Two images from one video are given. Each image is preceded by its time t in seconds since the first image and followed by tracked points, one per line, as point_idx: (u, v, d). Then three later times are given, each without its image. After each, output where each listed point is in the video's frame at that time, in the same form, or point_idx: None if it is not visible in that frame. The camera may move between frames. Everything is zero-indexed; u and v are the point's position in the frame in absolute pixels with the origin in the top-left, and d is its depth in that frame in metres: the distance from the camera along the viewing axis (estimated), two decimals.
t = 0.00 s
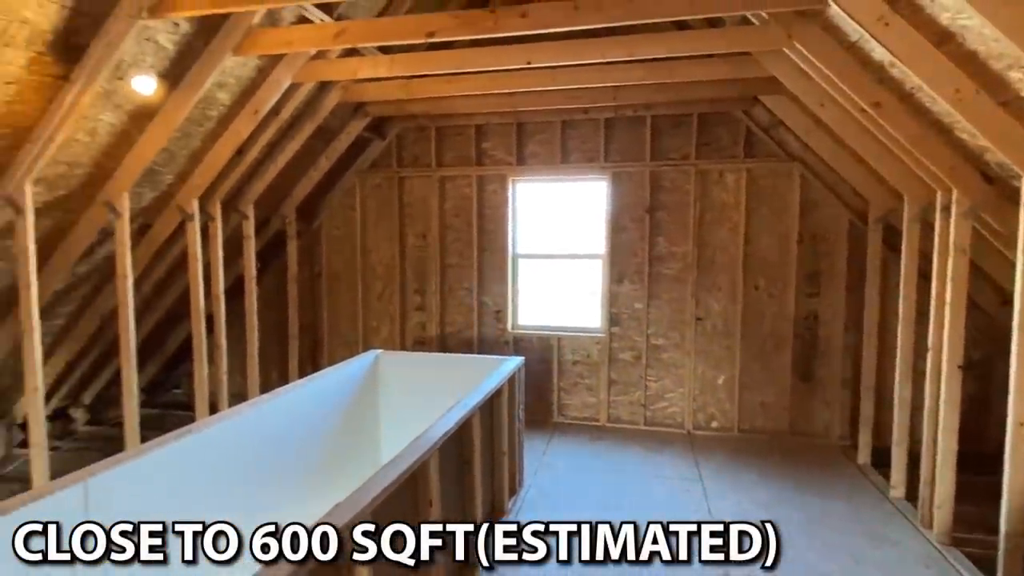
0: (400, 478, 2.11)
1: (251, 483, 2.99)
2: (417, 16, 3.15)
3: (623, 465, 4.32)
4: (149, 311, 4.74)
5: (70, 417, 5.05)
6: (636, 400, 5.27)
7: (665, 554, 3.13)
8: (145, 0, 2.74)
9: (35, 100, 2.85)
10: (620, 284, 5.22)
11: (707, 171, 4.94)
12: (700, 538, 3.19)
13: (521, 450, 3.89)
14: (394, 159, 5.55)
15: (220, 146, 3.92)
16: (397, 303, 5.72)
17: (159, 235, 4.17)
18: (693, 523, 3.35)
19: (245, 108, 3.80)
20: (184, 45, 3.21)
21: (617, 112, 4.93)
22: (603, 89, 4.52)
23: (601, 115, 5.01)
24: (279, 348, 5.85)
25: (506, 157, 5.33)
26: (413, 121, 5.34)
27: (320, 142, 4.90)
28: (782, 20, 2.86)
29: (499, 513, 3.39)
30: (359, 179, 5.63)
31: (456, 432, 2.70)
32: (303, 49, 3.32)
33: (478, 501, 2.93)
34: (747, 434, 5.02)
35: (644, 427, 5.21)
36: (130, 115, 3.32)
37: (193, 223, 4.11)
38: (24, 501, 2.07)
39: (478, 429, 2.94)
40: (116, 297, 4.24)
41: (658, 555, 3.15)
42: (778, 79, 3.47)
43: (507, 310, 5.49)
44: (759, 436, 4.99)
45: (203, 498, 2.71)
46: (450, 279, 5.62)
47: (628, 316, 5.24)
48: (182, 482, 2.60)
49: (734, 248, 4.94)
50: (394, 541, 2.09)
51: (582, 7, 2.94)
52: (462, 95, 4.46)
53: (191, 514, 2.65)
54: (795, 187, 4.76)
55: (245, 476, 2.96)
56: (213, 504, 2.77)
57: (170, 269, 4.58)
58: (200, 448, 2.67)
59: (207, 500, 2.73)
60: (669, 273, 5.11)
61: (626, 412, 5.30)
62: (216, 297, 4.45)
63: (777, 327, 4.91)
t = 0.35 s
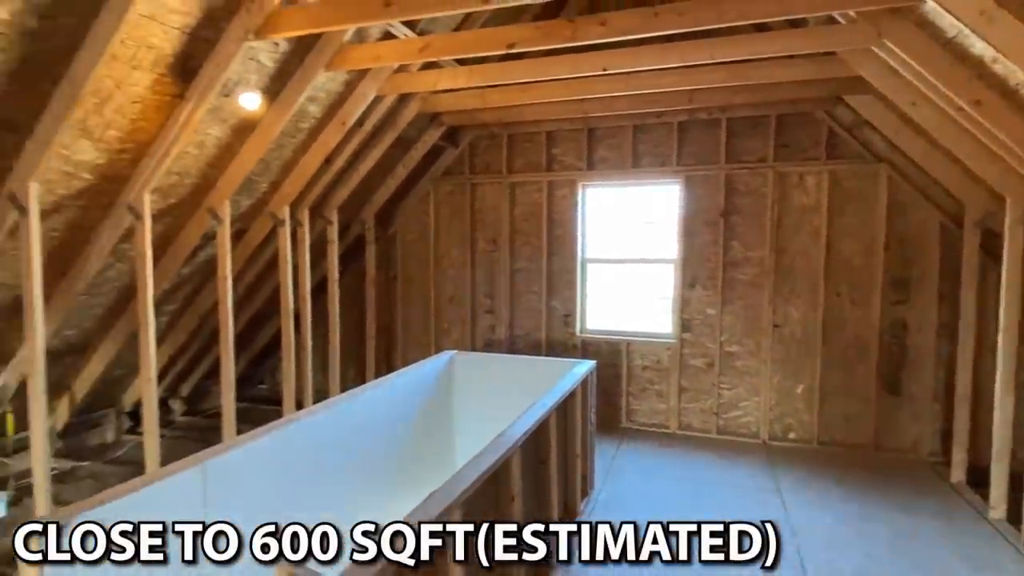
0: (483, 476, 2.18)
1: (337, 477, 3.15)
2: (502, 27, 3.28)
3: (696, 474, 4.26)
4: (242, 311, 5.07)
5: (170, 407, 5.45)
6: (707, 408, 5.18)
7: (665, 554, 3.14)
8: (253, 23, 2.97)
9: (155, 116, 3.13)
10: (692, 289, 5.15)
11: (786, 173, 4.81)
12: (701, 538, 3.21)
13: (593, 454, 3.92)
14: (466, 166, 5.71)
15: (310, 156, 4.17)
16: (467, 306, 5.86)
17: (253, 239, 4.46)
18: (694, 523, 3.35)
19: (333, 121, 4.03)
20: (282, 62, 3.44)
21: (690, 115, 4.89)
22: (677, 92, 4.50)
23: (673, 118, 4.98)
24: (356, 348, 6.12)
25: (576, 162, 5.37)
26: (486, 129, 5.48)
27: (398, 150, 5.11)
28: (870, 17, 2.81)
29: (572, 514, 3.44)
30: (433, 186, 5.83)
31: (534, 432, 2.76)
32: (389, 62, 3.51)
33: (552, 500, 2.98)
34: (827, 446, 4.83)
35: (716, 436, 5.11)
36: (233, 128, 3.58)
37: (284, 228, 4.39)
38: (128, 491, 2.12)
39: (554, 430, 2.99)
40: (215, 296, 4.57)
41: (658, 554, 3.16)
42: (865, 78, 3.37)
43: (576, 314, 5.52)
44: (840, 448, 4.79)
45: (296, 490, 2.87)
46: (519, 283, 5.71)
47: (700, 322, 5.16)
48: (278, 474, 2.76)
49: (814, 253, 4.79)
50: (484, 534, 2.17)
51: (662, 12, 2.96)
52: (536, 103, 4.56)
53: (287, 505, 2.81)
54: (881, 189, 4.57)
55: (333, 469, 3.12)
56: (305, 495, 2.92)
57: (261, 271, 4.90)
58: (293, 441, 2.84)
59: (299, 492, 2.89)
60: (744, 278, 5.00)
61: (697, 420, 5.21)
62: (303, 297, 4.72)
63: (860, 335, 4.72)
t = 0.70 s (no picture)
0: (585, 463, 2.23)
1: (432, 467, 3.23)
2: (591, 31, 3.32)
3: (788, 482, 4.12)
4: (338, 307, 5.38)
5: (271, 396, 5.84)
6: (798, 415, 4.99)
7: (665, 554, 3.13)
8: (360, 37, 3.17)
9: (271, 125, 3.41)
10: (783, 291, 4.99)
11: (888, 170, 4.57)
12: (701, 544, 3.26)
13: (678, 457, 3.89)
14: (549, 168, 5.78)
15: (404, 160, 4.39)
16: (548, 306, 5.92)
17: (351, 240, 4.74)
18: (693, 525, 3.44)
19: (426, 127, 4.22)
20: (382, 72, 3.65)
21: (783, 111, 4.74)
22: (769, 89, 4.39)
23: (764, 115, 4.85)
24: (440, 346, 6.33)
25: (661, 161, 5.33)
26: (569, 130, 5.54)
27: (484, 153, 5.27)
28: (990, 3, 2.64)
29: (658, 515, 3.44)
30: (515, 188, 5.93)
31: (626, 428, 2.79)
32: (482, 69, 3.64)
33: (642, 498, 2.99)
34: (933, 460, 4.54)
35: (808, 445, 4.92)
36: (337, 135, 3.83)
37: (379, 229, 4.63)
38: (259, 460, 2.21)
39: (644, 429, 3.00)
40: (315, 292, 4.88)
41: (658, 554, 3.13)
42: (983, 68, 3.16)
43: (659, 315, 5.46)
44: (948, 463, 4.49)
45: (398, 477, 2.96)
46: (600, 284, 5.71)
47: (792, 325, 4.98)
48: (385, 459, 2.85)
49: (919, 254, 4.52)
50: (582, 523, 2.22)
51: (760, 9, 2.91)
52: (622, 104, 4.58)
53: (390, 489, 2.89)
54: (997, 185, 4.26)
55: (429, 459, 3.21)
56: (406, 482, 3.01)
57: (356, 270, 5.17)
58: (397, 428, 2.94)
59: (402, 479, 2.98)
60: (840, 281, 4.79)
61: (787, 427, 5.03)
62: (394, 295, 4.96)
63: (972, 342, 4.41)
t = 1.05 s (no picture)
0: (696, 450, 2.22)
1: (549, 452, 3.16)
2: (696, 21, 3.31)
3: (901, 492, 3.88)
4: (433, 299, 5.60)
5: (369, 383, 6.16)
6: (911, 422, 4.68)
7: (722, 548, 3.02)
8: (466, 39, 3.33)
9: (383, 126, 3.63)
10: (897, 290, 4.69)
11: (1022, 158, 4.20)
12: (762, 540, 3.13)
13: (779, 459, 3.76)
14: (641, 163, 5.70)
15: (500, 157, 4.51)
16: (638, 302, 5.86)
17: (449, 234, 4.91)
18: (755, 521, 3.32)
19: (522, 124, 4.32)
20: (485, 72, 3.77)
21: (899, 97, 4.46)
22: (885, 75, 4.14)
23: (878, 102, 4.58)
24: (529, 340, 6.42)
25: (761, 153, 5.15)
26: (663, 124, 5.47)
27: (577, 149, 5.30)
28: None
29: (758, 516, 3.35)
30: (606, 182, 5.88)
31: (731, 421, 2.75)
32: (582, 64, 3.69)
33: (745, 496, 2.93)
34: None
35: (922, 454, 4.60)
36: (440, 134, 4.01)
37: (476, 224, 4.79)
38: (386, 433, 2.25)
39: (747, 425, 2.94)
40: (415, 284, 5.12)
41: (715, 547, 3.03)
42: None
43: (756, 313, 5.28)
44: None
45: (517, 460, 2.91)
46: (693, 280, 5.59)
47: (906, 326, 4.68)
48: (505, 439, 2.81)
49: None
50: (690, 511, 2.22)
51: None
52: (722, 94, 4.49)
53: (509, 473, 2.85)
54: None
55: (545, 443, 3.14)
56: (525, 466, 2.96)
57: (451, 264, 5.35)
58: (516, 409, 2.89)
59: (521, 460, 2.93)
60: (963, 279, 4.45)
61: (899, 435, 4.73)
62: (488, 288, 5.10)
63: None
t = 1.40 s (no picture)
0: (817, 442, 2.12)
1: (656, 439, 3.13)
2: None
3: None
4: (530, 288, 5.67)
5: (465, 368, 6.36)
6: None
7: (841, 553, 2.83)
8: (575, 28, 3.36)
9: (490, 117, 3.74)
10: None
11: None
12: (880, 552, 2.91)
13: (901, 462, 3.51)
14: (747, 149, 5.48)
15: (602, 145, 4.50)
16: (742, 294, 5.66)
17: (549, 222, 4.94)
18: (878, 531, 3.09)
19: (625, 111, 4.29)
20: (591, 60, 3.78)
21: None
22: None
23: None
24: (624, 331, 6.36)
25: (884, 136, 4.80)
26: (772, 107, 5.22)
27: (679, 136, 5.17)
28: None
29: (879, 521, 3.16)
30: (708, 170, 5.70)
31: (854, 417, 2.60)
32: (693, 48, 3.61)
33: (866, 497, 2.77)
34: None
35: None
36: (544, 124, 4.06)
37: (575, 213, 4.81)
38: (498, 408, 2.33)
39: (869, 422, 2.77)
40: (513, 272, 5.22)
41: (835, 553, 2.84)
42: None
43: (874, 308, 4.95)
44: None
45: (623, 446, 2.90)
46: (803, 271, 5.32)
47: None
48: (612, 422, 2.83)
49: None
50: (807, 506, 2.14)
51: None
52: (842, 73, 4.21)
53: (613, 459, 2.84)
54: None
55: (653, 430, 3.11)
56: (631, 450, 2.95)
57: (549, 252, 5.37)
58: (625, 393, 2.89)
59: (628, 445, 2.93)
60: None
61: None
62: (586, 277, 5.11)
63: None
